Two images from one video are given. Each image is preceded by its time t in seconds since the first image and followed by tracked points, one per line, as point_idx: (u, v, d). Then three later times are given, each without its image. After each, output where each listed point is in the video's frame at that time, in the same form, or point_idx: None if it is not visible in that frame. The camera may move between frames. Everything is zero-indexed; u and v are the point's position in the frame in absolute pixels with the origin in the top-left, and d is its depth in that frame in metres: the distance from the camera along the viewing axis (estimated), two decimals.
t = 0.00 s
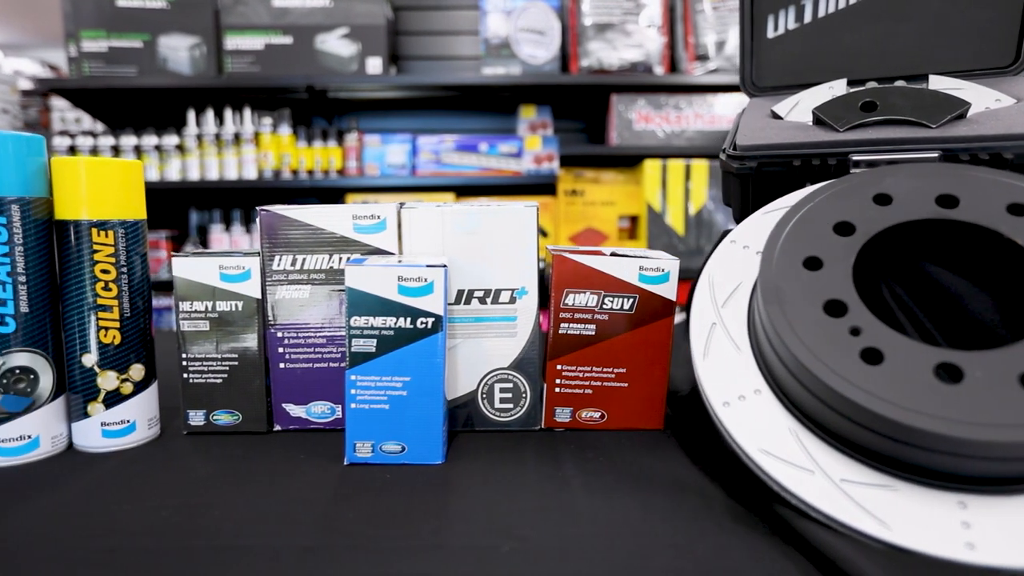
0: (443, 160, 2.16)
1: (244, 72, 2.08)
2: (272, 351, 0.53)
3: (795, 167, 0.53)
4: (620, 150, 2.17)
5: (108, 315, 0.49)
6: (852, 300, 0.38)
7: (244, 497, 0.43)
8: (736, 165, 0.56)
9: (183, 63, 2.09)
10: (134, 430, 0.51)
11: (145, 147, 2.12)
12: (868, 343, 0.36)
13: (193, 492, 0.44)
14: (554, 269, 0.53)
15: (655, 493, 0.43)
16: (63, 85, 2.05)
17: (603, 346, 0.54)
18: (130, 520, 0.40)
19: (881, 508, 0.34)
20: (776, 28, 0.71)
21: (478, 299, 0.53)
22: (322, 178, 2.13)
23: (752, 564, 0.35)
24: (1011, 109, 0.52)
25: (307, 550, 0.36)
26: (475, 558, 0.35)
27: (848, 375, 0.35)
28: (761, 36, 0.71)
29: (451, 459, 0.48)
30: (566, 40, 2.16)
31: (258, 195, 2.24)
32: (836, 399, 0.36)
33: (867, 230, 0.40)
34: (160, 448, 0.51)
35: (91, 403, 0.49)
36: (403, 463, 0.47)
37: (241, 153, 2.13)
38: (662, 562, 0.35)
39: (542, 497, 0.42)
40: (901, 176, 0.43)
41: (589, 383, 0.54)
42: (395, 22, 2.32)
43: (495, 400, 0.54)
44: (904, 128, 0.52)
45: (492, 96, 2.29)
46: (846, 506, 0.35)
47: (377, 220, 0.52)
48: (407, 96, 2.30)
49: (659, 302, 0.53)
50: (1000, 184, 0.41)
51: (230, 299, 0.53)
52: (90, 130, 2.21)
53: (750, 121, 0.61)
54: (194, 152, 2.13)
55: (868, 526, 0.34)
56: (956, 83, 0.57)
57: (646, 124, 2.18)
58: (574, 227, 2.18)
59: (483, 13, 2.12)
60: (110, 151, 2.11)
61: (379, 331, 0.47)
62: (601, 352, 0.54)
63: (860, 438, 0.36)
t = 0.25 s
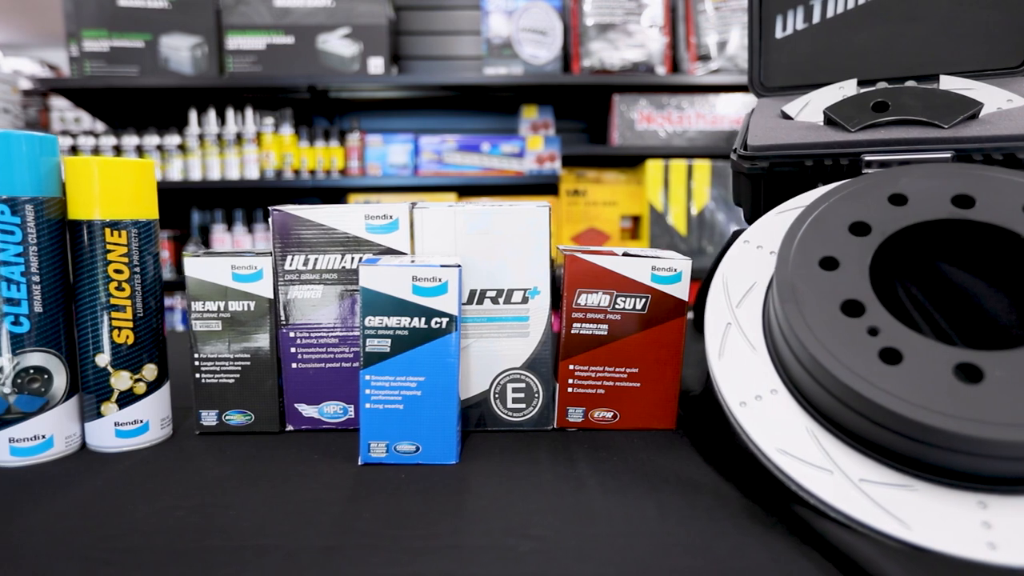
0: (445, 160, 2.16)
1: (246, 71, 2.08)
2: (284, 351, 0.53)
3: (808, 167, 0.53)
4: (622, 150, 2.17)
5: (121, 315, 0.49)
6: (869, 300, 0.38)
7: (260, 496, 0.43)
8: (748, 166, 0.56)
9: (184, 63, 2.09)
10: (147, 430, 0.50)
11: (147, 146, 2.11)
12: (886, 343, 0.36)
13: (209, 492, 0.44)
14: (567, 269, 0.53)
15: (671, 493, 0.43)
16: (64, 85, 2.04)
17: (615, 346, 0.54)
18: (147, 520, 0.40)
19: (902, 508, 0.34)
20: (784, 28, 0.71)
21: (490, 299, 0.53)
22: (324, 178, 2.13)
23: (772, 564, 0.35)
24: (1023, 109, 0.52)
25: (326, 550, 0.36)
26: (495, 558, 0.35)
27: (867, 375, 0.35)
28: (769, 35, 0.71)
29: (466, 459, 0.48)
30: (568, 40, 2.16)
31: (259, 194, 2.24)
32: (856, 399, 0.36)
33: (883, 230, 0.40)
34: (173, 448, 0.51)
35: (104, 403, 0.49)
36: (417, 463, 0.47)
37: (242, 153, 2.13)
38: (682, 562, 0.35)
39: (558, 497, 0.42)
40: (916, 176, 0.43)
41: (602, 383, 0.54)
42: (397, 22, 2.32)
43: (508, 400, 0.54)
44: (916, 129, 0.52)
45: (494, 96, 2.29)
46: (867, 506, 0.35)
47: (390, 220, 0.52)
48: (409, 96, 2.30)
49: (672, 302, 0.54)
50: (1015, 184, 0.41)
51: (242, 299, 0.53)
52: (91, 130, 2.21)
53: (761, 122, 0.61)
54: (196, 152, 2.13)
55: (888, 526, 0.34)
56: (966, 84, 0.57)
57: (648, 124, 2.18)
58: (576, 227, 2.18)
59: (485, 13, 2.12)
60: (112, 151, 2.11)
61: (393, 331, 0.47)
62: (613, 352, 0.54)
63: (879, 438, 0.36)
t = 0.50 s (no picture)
0: (447, 160, 2.16)
1: (248, 71, 2.07)
2: (297, 351, 0.53)
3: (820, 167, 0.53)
4: (624, 150, 2.17)
5: (135, 315, 0.49)
6: (888, 300, 0.38)
7: (276, 496, 0.43)
8: (760, 166, 0.56)
9: (186, 62, 2.08)
10: (160, 430, 0.50)
11: (149, 146, 2.11)
12: (906, 343, 0.36)
13: (224, 492, 0.43)
14: (581, 269, 0.53)
15: (688, 493, 0.43)
16: (66, 84, 2.04)
17: (628, 346, 0.54)
18: (164, 519, 0.40)
19: (922, 508, 0.35)
20: (794, 29, 0.70)
21: (503, 299, 0.53)
22: (327, 178, 2.13)
23: (792, 564, 0.35)
24: None
25: (345, 550, 0.36)
26: (516, 559, 0.35)
27: (887, 375, 0.35)
28: (779, 36, 0.71)
29: (480, 459, 0.48)
30: (571, 40, 2.16)
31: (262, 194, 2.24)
32: (876, 399, 0.36)
33: (900, 230, 0.40)
34: (186, 448, 0.51)
35: (118, 403, 0.49)
36: (431, 462, 0.47)
37: (245, 152, 2.13)
38: (702, 562, 0.35)
39: (574, 497, 0.42)
40: (932, 176, 0.43)
41: (614, 383, 0.54)
42: (399, 22, 2.32)
43: (520, 400, 0.54)
44: (928, 129, 0.52)
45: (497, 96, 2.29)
46: (887, 506, 0.35)
47: (403, 219, 0.52)
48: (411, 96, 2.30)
49: (684, 301, 0.54)
50: None
51: (255, 299, 0.53)
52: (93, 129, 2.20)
53: (772, 122, 0.61)
54: (198, 151, 2.12)
55: (909, 526, 0.34)
56: (978, 84, 0.57)
57: (651, 124, 2.18)
58: (579, 227, 2.19)
59: (487, 12, 2.12)
60: (114, 151, 2.10)
61: (408, 330, 0.47)
62: (626, 352, 0.54)
63: (899, 438, 0.36)
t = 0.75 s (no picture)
0: (450, 160, 2.16)
1: (251, 70, 2.07)
2: (310, 351, 0.53)
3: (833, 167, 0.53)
4: (627, 150, 2.17)
5: (148, 314, 0.49)
6: (905, 300, 0.38)
7: (292, 496, 0.43)
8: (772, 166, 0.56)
9: (189, 62, 2.08)
10: (173, 429, 0.50)
11: (152, 146, 2.11)
12: (924, 343, 0.36)
13: (239, 492, 0.43)
14: (593, 269, 0.53)
15: (703, 493, 0.43)
16: (69, 84, 2.04)
17: (640, 346, 0.54)
18: (181, 519, 0.40)
19: (941, 508, 0.35)
20: (803, 28, 0.70)
21: (516, 298, 0.53)
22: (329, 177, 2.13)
23: (811, 564, 0.35)
24: None
25: (364, 549, 0.36)
26: (535, 558, 0.35)
27: (906, 375, 0.35)
28: (788, 36, 0.71)
29: (495, 458, 0.48)
30: (574, 40, 2.16)
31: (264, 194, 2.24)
32: (894, 399, 0.36)
33: (916, 230, 0.40)
34: (199, 448, 0.51)
35: (131, 403, 0.49)
36: (446, 462, 0.47)
37: (247, 152, 2.13)
38: (721, 562, 0.35)
39: (590, 497, 0.42)
40: (948, 176, 0.43)
41: (626, 382, 0.54)
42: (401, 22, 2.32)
43: (533, 400, 0.54)
44: (941, 129, 0.52)
45: (499, 96, 2.29)
46: (905, 506, 0.35)
47: (416, 219, 0.52)
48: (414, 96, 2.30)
49: (697, 301, 0.54)
50: None
51: (267, 299, 0.53)
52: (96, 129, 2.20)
53: (783, 122, 0.61)
54: (201, 151, 2.12)
55: (929, 526, 0.34)
56: (990, 85, 0.57)
57: (653, 124, 2.18)
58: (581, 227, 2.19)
59: (490, 12, 2.12)
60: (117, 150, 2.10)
61: (422, 330, 0.47)
62: (639, 352, 0.54)
63: (917, 438, 0.36)
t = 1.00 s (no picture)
0: (453, 160, 2.16)
1: (254, 70, 2.07)
2: (322, 350, 0.53)
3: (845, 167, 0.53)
4: (630, 150, 2.17)
5: (161, 314, 0.49)
6: (921, 300, 0.38)
7: (306, 495, 0.43)
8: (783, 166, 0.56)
9: (192, 61, 2.08)
10: (185, 429, 0.50)
11: (154, 146, 2.11)
12: (941, 343, 0.36)
13: (253, 492, 0.43)
14: (605, 269, 0.53)
15: (719, 493, 0.43)
16: (72, 83, 2.04)
17: (652, 346, 0.54)
18: (196, 518, 0.40)
19: (958, 508, 0.34)
20: (812, 28, 0.70)
21: (528, 298, 0.53)
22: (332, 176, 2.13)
23: (829, 564, 0.35)
24: None
25: (380, 547, 0.36)
26: (552, 558, 0.35)
27: (923, 374, 0.35)
28: (797, 36, 0.71)
29: (508, 458, 0.48)
30: (576, 40, 2.16)
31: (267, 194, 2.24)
32: (911, 399, 0.36)
33: (932, 230, 0.40)
34: (212, 448, 0.51)
35: (143, 403, 0.49)
36: (459, 462, 0.47)
37: (250, 152, 2.13)
38: (739, 560, 0.35)
39: (605, 496, 0.42)
40: (963, 176, 0.43)
41: (638, 382, 0.54)
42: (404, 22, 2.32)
43: (544, 399, 0.54)
44: (953, 129, 0.52)
45: (502, 95, 2.29)
46: (922, 505, 0.35)
47: (428, 219, 0.52)
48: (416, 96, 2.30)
49: (708, 301, 0.54)
50: None
51: (279, 299, 0.53)
52: (98, 129, 2.20)
53: (793, 122, 0.61)
54: (204, 151, 2.12)
55: (946, 525, 0.34)
56: (1001, 85, 0.57)
57: (656, 124, 2.18)
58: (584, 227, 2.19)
59: (493, 12, 2.12)
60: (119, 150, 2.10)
61: (436, 330, 0.47)
62: (650, 352, 0.54)
63: (934, 437, 0.36)
